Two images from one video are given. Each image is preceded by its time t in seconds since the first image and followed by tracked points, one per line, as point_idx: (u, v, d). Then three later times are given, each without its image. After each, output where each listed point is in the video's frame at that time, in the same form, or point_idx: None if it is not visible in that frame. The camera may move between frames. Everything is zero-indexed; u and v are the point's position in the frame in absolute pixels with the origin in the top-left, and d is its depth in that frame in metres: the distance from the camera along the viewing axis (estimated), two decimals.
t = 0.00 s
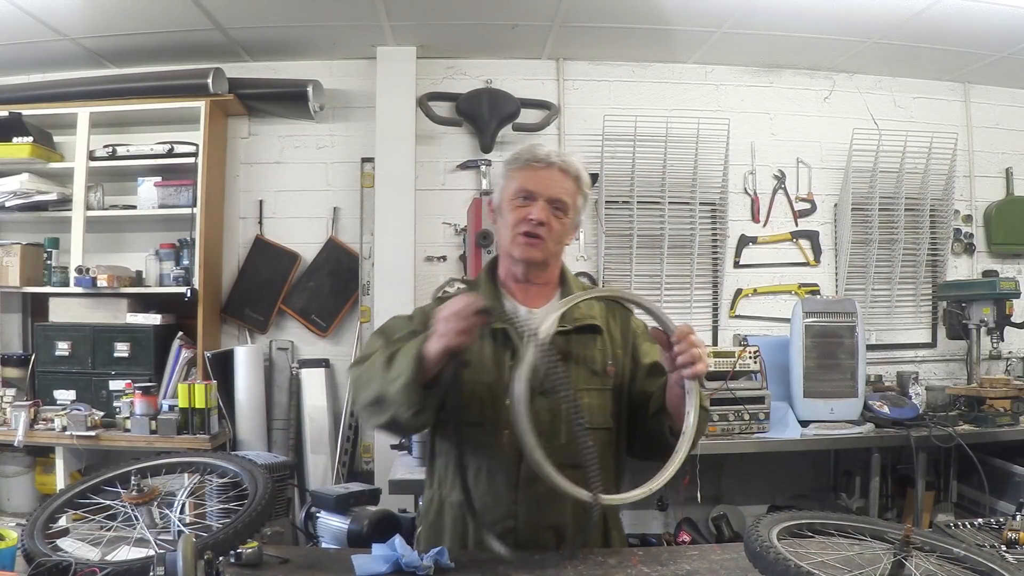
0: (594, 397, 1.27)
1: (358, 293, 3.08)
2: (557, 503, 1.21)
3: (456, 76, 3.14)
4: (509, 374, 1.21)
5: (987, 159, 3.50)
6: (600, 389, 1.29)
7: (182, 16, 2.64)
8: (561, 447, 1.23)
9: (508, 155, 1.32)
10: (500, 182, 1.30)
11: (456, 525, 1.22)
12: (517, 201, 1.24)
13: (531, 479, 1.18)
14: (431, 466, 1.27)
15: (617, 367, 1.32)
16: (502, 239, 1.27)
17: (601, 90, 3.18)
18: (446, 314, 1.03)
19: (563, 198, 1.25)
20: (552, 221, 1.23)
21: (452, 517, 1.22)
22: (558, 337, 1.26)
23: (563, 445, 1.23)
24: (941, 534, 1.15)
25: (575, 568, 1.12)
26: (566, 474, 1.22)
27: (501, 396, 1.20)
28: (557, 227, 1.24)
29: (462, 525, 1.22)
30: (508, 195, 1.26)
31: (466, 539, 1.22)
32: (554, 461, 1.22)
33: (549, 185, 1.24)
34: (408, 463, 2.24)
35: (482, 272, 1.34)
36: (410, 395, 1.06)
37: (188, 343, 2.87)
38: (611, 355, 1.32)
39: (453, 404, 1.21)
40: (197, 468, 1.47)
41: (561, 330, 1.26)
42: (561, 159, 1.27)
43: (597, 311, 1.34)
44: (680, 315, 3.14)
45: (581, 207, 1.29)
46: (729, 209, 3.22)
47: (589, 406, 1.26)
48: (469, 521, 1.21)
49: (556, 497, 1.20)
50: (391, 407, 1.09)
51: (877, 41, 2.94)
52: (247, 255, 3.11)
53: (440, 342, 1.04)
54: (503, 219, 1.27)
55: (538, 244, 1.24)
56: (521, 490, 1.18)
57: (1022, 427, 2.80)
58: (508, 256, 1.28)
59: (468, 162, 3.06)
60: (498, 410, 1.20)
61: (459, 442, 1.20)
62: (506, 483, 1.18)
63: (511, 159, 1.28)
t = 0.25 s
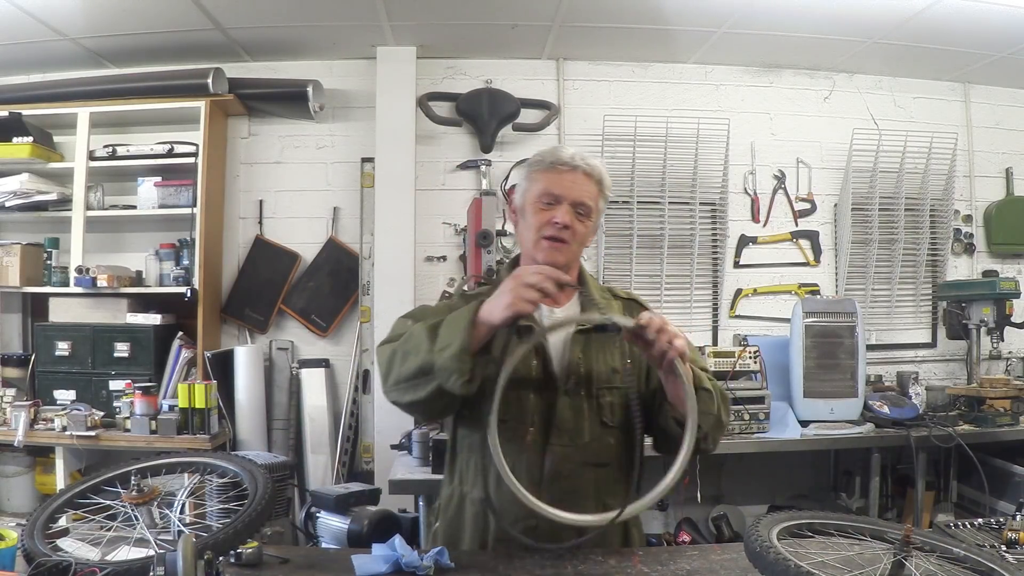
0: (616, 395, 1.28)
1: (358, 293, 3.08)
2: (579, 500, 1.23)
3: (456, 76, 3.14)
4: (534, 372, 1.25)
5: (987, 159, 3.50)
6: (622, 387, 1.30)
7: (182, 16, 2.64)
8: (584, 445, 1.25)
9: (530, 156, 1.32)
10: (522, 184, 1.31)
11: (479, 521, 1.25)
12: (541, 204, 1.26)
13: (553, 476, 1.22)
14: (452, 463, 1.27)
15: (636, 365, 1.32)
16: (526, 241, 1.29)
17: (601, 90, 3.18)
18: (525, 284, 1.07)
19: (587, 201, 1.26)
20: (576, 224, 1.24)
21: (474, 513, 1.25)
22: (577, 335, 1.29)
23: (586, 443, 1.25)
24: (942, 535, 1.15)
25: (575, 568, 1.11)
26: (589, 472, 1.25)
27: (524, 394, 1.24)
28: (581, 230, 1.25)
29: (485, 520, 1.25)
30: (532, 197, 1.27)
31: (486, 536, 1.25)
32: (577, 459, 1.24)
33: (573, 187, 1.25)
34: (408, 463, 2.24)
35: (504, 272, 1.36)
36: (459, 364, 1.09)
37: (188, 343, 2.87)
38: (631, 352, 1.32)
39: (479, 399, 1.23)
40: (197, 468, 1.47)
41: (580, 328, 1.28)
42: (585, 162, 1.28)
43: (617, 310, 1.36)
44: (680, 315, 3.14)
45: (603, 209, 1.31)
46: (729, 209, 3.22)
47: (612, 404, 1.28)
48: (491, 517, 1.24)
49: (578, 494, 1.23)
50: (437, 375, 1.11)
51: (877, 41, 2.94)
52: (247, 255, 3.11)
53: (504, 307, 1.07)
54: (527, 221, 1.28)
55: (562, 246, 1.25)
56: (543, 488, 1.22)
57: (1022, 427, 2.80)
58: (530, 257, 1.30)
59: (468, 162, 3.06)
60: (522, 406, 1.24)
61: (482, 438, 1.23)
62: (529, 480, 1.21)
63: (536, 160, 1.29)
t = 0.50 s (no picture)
0: (625, 393, 1.30)
1: (358, 293, 3.08)
2: (588, 500, 1.24)
3: (456, 76, 3.14)
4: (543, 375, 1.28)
5: (987, 159, 3.50)
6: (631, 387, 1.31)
7: (182, 16, 2.64)
8: (592, 445, 1.25)
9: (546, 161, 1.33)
10: (538, 189, 1.32)
11: (486, 522, 1.25)
12: (558, 209, 1.27)
13: (562, 477, 1.23)
14: (464, 463, 1.32)
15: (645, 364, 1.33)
16: (541, 245, 1.30)
17: (601, 90, 3.18)
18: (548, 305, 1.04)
19: (603, 208, 1.28)
20: (592, 230, 1.26)
21: (482, 513, 1.25)
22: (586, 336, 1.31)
23: (594, 443, 1.25)
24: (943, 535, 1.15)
25: (575, 568, 1.11)
26: (598, 472, 1.25)
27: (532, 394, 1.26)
28: (596, 236, 1.27)
29: (493, 520, 1.24)
30: (549, 203, 1.28)
31: (494, 536, 1.24)
32: (585, 459, 1.24)
33: (590, 193, 1.26)
34: (408, 463, 2.24)
35: (517, 276, 1.38)
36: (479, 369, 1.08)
37: (188, 343, 2.87)
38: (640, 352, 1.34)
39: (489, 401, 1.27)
40: (197, 468, 1.46)
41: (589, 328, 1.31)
42: (603, 169, 1.29)
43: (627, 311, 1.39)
44: (680, 315, 3.15)
45: (618, 215, 1.32)
46: (729, 209, 3.22)
47: (619, 403, 1.29)
48: (499, 517, 1.24)
49: (586, 495, 1.24)
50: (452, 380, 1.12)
51: (877, 41, 2.94)
52: (247, 255, 3.11)
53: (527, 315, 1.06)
54: (543, 227, 1.29)
55: (576, 252, 1.26)
56: (552, 488, 1.22)
57: (1022, 427, 2.80)
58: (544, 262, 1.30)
59: (468, 162, 3.06)
60: (532, 405, 1.26)
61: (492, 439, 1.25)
62: (537, 480, 1.23)
63: (553, 163, 1.30)
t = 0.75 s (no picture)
0: (631, 393, 1.30)
1: (358, 293, 3.08)
2: (591, 501, 1.24)
3: (456, 76, 3.14)
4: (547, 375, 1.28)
5: (986, 159, 3.50)
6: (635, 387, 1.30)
7: (182, 16, 2.64)
8: (596, 446, 1.25)
9: (557, 161, 1.33)
10: (548, 188, 1.32)
11: (489, 522, 1.25)
12: (567, 210, 1.27)
13: (565, 478, 1.23)
14: (466, 461, 1.33)
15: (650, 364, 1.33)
16: (549, 245, 1.30)
17: (601, 90, 3.18)
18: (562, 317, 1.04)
19: (612, 210, 1.28)
20: (601, 232, 1.26)
21: (485, 512, 1.26)
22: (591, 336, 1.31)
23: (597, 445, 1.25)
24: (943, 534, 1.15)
25: (575, 568, 1.11)
26: (601, 473, 1.25)
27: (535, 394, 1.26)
28: (604, 239, 1.27)
29: (496, 520, 1.25)
30: (559, 203, 1.28)
31: (497, 536, 1.25)
32: (588, 460, 1.24)
33: (600, 196, 1.27)
34: (408, 463, 2.24)
35: (524, 275, 1.38)
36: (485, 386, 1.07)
37: (188, 343, 2.87)
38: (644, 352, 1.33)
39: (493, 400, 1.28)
40: (197, 468, 1.46)
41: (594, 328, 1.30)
42: (615, 171, 1.30)
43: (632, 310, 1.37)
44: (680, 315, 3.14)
45: (627, 217, 1.33)
46: (730, 209, 3.22)
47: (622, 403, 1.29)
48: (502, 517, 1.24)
49: (590, 495, 1.24)
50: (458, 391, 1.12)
51: (877, 41, 2.94)
52: (247, 255, 3.11)
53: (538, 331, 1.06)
54: (552, 227, 1.29)
55: (584, 254, 1.27)
56: (555, 490, 1.23)
57: (1022, 427, 2.80)
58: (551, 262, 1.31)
59: (468, 162, 3.06)
60: (535, 405, 1.26)
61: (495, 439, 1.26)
62: (540, 481, 1.23)
63: (564, 164, 1.30)
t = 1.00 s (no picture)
0: (632, 395, 1.29)
1: (358, 293, 3.08)
2: (591, 503, 1.24)
3: (456, 76, 3.14)
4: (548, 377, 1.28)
5: (986, 159, 3.49)
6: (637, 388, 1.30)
7: (182, 16, 2.64)
8: (597, 448, 1.26)
9: (562, 159, 1.33)
10: (553, 188, 1.33)
11: (489, 523, 1.25)
12: (572, 210, 1.28)
13: (566, 480, 1.23)
14: (466, 462, 1.33)
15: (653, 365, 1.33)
16: (553, 245, 1.31)
17: (601, 90, 3.18)
18: (561, 323, 1.03)
19: (617, 211, 1.29)
20: (605, 233, 1.27)
21: (485, 513, 1.26)
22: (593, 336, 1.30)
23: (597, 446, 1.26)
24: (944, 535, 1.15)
25: (574, 568, 1.11)
26: (601, 475, 1.25)
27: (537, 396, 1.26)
28: (608, 239, 1.28)
29: (496, 520, 1.25)
30: (564, 203, 1.29)
31: (497, 535, 1.25)
32: (589, 462, 1.25)
33: (605, 196, 1.27)
34: (408, 463, 2.24)
35: (527, 274, 1.39)
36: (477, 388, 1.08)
37: (188, 343, 2.87)
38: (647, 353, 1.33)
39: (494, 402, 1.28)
40: (197, 468, 1.46)
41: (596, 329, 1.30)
42: (620, 171, 1.30)
43: (635, 312, 1.36)
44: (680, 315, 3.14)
45: (631, 217, 1.33)
46: (729, 209, 3.22)
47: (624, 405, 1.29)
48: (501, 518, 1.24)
49: (590, 497, 1.24)
50: (451, 394, 1.12)
51: (877, 41, 2.94)
52: (247, 255, 3.11)
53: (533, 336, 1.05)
54: (556, 227, 1.30)
55: (588, 254, 1.27)
56: (556, 491, 1.23)
57: (1022, 427, 2.79)
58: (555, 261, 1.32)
59: (468, 162, 3.06)
60: (536, 407, 1.26)
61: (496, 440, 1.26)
62: (540, 482, 1.23)
63: (570, 163, 1.30)
